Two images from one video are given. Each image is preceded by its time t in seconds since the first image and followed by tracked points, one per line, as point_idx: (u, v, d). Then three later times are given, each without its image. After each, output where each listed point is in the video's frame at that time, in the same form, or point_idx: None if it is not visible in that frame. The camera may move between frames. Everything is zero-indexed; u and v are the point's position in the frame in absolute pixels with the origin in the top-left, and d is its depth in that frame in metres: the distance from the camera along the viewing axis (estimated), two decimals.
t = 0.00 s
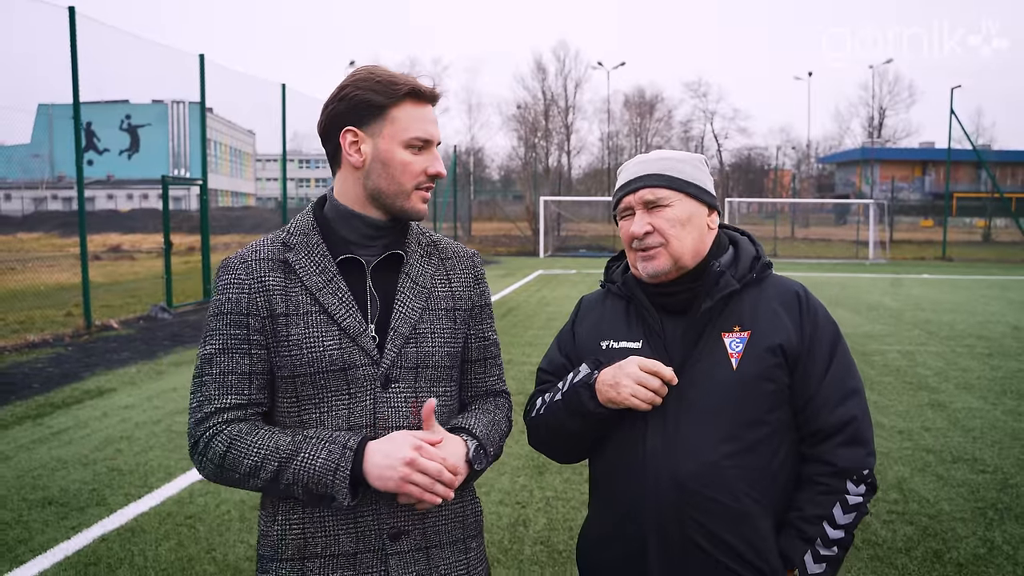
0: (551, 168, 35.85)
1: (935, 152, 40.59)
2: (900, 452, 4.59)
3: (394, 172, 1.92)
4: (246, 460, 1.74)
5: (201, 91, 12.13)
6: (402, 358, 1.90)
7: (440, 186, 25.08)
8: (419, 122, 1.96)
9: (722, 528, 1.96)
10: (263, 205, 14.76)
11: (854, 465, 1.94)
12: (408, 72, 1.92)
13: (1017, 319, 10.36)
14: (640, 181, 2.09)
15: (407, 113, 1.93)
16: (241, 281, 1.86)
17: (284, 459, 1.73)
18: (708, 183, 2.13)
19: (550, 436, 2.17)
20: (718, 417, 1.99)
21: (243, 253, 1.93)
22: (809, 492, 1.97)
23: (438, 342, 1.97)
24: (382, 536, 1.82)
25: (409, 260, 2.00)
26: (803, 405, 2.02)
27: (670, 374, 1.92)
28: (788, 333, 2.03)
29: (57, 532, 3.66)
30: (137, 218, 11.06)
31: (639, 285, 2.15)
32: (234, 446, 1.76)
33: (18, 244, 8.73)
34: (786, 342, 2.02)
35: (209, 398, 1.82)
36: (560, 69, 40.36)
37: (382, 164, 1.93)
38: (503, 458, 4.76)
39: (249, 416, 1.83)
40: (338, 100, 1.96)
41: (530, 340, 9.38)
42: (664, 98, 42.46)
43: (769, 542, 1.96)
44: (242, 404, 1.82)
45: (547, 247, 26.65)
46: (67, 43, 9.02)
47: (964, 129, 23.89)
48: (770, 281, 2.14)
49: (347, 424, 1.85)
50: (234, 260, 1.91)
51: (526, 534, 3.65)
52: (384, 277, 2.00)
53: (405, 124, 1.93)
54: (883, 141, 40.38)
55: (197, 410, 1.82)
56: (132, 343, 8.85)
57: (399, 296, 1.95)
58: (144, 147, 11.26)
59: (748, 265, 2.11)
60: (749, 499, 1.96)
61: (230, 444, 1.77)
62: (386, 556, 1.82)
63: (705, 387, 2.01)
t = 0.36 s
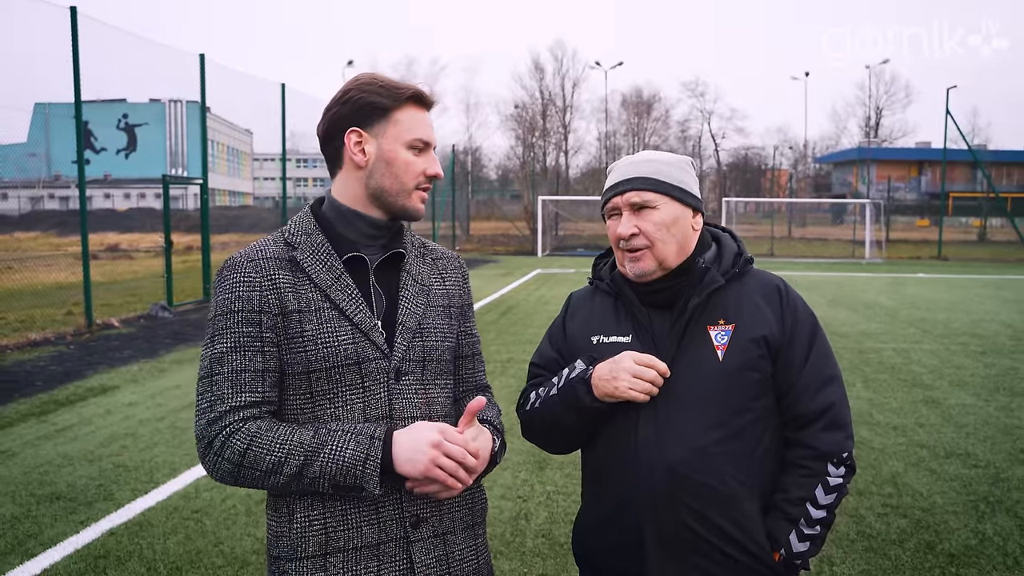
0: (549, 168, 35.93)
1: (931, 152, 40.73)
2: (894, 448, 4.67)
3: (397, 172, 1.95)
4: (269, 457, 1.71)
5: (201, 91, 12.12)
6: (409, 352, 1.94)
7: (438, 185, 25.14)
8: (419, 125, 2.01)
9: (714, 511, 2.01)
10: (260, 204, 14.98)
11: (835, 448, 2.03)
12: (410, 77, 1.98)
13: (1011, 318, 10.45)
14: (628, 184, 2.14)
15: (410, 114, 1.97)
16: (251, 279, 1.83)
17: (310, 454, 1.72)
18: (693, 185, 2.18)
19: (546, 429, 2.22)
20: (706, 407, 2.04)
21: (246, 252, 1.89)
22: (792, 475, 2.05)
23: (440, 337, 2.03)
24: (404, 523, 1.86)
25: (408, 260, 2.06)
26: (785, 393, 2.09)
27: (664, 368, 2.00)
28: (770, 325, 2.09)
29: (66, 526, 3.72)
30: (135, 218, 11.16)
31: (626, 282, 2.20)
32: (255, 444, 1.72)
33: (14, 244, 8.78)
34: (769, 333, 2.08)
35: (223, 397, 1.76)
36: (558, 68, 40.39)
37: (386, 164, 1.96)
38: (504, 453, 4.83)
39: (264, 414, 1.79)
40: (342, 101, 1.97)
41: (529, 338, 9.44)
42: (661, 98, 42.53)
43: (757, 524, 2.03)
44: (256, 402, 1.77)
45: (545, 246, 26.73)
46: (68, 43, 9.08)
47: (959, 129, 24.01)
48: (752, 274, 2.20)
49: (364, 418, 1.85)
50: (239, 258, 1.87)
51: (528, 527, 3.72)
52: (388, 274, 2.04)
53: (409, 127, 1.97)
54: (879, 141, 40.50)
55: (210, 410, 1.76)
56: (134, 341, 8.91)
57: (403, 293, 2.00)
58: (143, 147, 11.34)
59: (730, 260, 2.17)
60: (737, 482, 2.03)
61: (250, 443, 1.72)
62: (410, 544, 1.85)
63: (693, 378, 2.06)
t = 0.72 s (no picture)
0: (534, 167, 36.01)
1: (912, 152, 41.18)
2: (878, 444, 4.74)
3: (368, 167, 1.87)
4: (260, 466, 1.59)
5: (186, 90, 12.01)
6: (387, 353, 1.87)
7: (423, 185, 25.13)
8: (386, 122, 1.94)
9: (700, 510, 2.04)
10: (245, 205, 15.03)
11: (817, 447, 2.07)
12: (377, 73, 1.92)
13: (992, 316, 10.60)
14: (621, 186, 2.16)
15: (378, 109, 1.91)
16: (226, 279, 1.69)
17: (305, 461, 1.61)
18: (686, 189, 2.22)
19: (534, 428, 2.24)
20: (693, 407, 2.07)
21: (216, 252, 1.75)
22: (775, 473, 2.09)
23: (411, 337, 1.98)
24: (395, 527, 1.80)
25: (376, 261, 1.99)
26: (769, 392, 2.12)
27: (652, 375, 2.05)
28: (755, 327, 2.13)
29: (55, 527, 3.71)
30: (117, 217, 11.12)
31: (613, 282, 2.23)
32: (243, 454, 1.59)
33: None
34: (754, 336, 2.12)
35: (203, 408, 1.62)
36: (542, 67, 40.47)
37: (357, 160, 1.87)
38: (492, 451, 4.85)
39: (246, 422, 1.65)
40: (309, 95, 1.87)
41: (515, 337, 9.47)
42: (645, 97, 42.69)
43: (741, 521, 2.07)
44: (239, 410, 1.64)
45: (530, 245, 26.77)
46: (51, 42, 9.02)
47: (939, 129, 24.33)
48: (737, 276, 2.24)
49: (350, 422, 1.75)
50: (210, 258, 1.72)
51: (517, 525, 3.75)
52: (357, 274, 1.96)
53: (378, 121, 1.89)
54: (861, 140, 40.89)
55: (190, 421, 1.62)
56: (118, 342, 8.85)
57: (375, 294, 1.92)
58: (124, 145, 11.22)
59: (717, 262, 2.20)
60: (722, 481, 2.06)
61: (238, 453, 1.59)
62: (402, 547, 1.80)
63: (681, 380, 2.09)
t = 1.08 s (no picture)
0: (518, 165, 36.00)
1: (894, 152, 41.59)
2: (865, 442, 4.78)
3: (343, 162, 1.85)
4: (244, 482, 1.56)
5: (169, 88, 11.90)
6: (369, 355, 1.85)
7: (408, 183, 25.08)
8: (359, 117, 1.92)
9: (692, 511, 2.06)
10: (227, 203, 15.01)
11: (807, 449, 2.10)
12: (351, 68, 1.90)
13: (973, 314, 10.73)
14: (618, 187, 2.18)
15: (351, 104, 1.88)
16: (200, 286, 1.66)
17: (290, 475, 1.58)
18: (681, 190, 2.24)
19: (523, 431, 2.21)
20: (686, 409, 2.08)
21: (189, 257, 1.71)
22: (766, 474, 2.11)
23: (393, 336, 1.96)
24: (386, 532, 1.78)
25: (354, 259, 1.96)
26: (760, 394, 2.14)
27: (627, 408, 2.00)
28: (749, 329, 2.14)
29: (41, 528, 3.67)
30: (100, 216, 11.08)
31: (605, 281, 2.23)
32: (226, 469, 1.56)
33: None
34: (747, 338, 2.13)
35: (182, 421, 1.59)
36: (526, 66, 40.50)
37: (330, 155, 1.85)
38: (481, 451, 4.85)
39: (228, 434, 1.62)
40: (279, 91, 1.86)
41: (502, 336, 9.47)
42: (629, 96, 42.80)
43: (732, 523, 2.09)
44: (220, 422, 1.61)
45: (515, 244, 26.79)
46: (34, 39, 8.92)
47: (921, 128, 24.61)
48: (729, 277, 2.26)
49: (334, 429, 1.73)
50: (183, 263, 1.69)
51: (507, 524, 3.75)
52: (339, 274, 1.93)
53: (350, 115, 1.88)
54: (843, 140, 41.23)
55: (168, 436, 1.59)
56: (102, 341, 8.77)
57: (355, 294, 1.91)
58: (106, 144, 11.09)
59: (710, 263, 2.23)
60: (715, 483, 2.08)
61: (220, 469, 1.56)
62: (394, 553, 1.78)
63: (674, 381, 2.10)
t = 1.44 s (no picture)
0: (512, 165, 36.04)
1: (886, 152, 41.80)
2: (862, 441, 4.80)
3: (351, 161, 1.84)
4: (254, 486, 1.55)
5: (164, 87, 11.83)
6: (379, 355, 1.84)
7: (402, 182, 25.05)
8: (368, 115, 1.91)
9: (695, 510, 2.06)
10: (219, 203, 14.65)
11: (810, 447, 2.10)
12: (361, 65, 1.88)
13: (968, 313, 10.79)
14: (603, 181, 2.17)
15: (360, 102, 1.87)
16: (209, 286, 1.65)
17: (301, 479, 1.57)
18: (669, 184, 2.22)
19: (527, 432, 2.20)
20: (689, 406, 2.08)
21: (198, 257, 1.70)
22: (768, 473, 2.12)
23: (403, 335, 1.95)
24: (398, 533, 1.77)
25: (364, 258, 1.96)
26: (762, 391, 2.15)
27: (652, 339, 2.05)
28: (749, 325, 2.15)
29: (37, 530, 3.66)
30: (92, 216, 10.94)
31: (605, 280, 2.23)
32: (236, 473, 1.55)
33: None
34: (748, 334, 2.14)
35: (191, 423, 1.58)
36: (520, 66, 40.53)
37: (339, 153, 1.84)
38: (478, 450, 4.85)
39: (238, 437, 1.62)
40: (288, 87, 1.84)
41: (497, 336, 9.46)
42: (622, 96, 42.83)
43: (735, 523, 2.09)
44: (229, 425, 1.60)
45: (509, 243, 26.79)
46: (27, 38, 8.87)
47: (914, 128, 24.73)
48: (728, 274, 2.27)
49: (345, 430, 1.72)
50: (192, 264, 1.68)
51: (506, 524, 3.75)
52: (346, 273, 1.93)
53: (360, 115, 1.87)
54: (836, 139, 41.37)
55: (177, 439, 1.58)
56: (96, 341, 8.73)
57: (365, 293, 1.90)
58: (98, 142, 10.89)
59: (708, 260, 2.23)
60: (717, 482, 2.08)
61: (230, 472, 1.55)
62: (405, 555, 1.78)
63: (677, 379, 2.09)
